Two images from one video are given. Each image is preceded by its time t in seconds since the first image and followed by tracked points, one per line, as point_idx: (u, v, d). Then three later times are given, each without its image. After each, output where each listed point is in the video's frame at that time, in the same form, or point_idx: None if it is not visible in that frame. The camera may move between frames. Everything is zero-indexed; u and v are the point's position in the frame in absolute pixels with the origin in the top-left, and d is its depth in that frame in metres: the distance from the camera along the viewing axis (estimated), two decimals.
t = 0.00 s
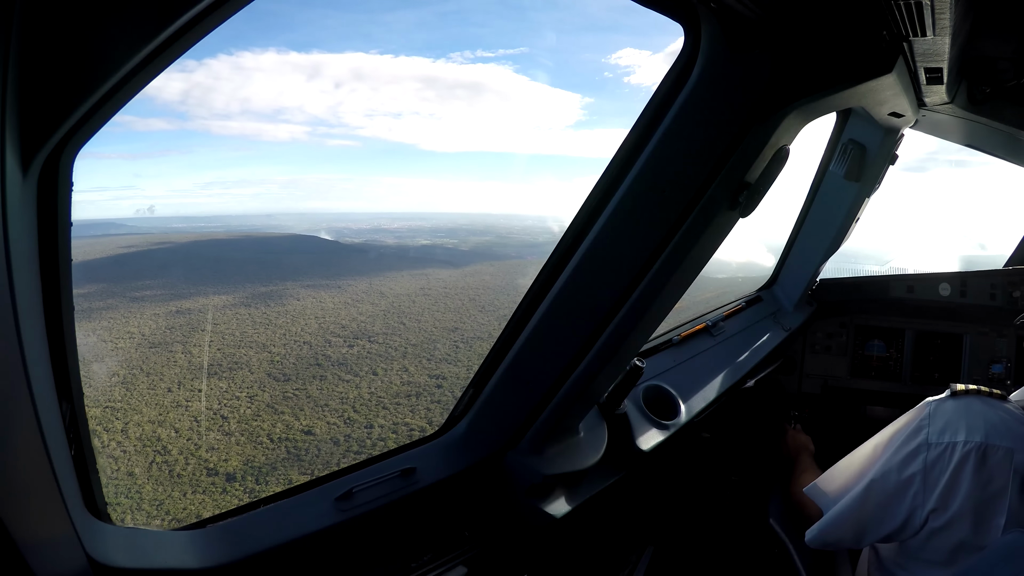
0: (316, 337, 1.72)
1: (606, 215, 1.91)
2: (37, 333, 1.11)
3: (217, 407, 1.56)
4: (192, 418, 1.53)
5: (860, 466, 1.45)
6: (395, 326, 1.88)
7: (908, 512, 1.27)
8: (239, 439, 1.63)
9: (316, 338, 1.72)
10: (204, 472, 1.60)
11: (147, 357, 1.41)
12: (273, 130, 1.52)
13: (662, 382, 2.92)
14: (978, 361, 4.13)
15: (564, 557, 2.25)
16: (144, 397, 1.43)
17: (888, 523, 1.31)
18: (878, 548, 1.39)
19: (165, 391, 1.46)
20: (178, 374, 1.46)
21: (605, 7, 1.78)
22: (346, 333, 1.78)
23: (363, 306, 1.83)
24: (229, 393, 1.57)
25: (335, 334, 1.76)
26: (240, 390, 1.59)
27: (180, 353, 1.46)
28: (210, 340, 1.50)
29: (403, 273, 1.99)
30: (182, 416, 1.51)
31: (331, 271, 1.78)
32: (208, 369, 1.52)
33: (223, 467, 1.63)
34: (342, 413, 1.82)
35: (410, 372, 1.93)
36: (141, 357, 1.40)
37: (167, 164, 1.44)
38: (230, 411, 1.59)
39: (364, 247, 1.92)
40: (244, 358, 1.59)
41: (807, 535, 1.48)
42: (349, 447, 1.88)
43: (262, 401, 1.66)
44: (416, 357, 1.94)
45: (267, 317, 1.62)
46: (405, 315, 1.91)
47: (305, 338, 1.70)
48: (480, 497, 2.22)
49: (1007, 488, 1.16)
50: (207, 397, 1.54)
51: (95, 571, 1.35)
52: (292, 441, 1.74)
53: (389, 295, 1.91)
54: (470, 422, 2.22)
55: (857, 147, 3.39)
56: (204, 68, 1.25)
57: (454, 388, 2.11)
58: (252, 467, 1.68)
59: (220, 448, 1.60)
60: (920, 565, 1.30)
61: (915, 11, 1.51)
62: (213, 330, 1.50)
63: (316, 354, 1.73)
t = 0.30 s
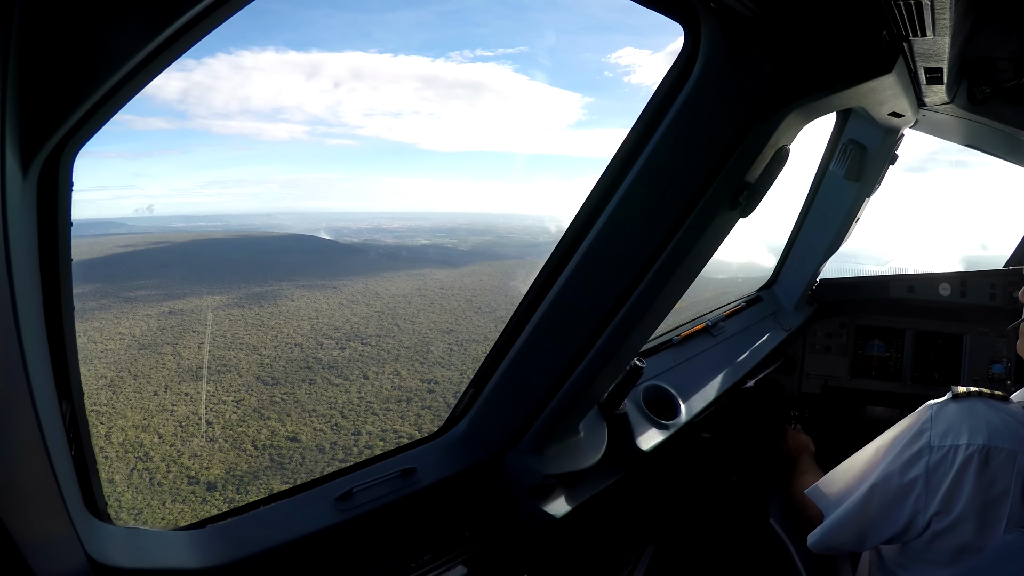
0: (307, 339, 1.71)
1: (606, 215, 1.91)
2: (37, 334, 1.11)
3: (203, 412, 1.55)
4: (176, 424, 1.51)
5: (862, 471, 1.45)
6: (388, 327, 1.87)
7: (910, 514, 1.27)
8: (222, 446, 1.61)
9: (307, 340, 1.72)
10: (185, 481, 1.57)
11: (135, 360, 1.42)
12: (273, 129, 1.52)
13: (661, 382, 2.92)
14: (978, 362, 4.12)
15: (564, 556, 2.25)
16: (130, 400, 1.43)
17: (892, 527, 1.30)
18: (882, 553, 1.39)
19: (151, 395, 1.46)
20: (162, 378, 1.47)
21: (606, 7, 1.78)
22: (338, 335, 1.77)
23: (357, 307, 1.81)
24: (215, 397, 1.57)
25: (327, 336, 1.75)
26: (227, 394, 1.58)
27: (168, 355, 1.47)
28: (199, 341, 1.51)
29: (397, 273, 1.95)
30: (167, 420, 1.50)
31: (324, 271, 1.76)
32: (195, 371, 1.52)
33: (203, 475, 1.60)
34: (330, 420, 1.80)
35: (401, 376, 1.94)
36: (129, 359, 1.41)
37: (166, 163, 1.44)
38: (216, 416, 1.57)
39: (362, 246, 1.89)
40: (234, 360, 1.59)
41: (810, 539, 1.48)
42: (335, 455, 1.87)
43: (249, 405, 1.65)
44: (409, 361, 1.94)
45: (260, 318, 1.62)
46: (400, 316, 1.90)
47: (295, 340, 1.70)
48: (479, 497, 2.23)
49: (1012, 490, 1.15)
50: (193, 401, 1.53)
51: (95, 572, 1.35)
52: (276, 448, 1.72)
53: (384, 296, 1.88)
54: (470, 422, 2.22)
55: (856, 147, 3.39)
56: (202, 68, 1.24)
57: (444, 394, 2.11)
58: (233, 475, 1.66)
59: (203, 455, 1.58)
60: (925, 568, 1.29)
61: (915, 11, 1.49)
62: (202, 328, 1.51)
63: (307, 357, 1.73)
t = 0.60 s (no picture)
0: (298, 341, 1.68)
1: (607, 214, 1.91)
2: (37, 334, 1.11)
3: (189, 417, 1.53)
4: (161, 430, 1.48)
5: (857, 472, 1.45)
6: (383, 329, 1.86)
7: (908, 515, 1.27)
8: (206, 454, 1.58)
9: (299, 343, 1.69)
10: (165, 490, 1.54)
11: (125, 363, 1.39)
12: (273, 129, 1.52)
13: (661, 382, 2.92)
14: (978, 361, 4.13)
15: (564, 556, 2.25)
16: (117, 405, 1.40)
17: (888, 528, 1.30)
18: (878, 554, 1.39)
19: (138, 399, 1.43)
20: (150, 382, 1.44)
21: (607, 7, 1.78)
22: (331, 339, 1.74)
23: (353, 308, 1.81)
24: (203, 402, 1.55)
25: (319, 339, 1.72)
26: (214, 399, 1.57)
27: (158, 358, 1.44)
28: (189, 344, 1.48)
29: (394, 273, 1.95)
30: (152, 427, 1.47)
31: (320, 271, 1.76)
32: (183, 375, 1.49)
33: (185, 485, 1.57)
34: (316, 426, 1.79)
35: (394, 380, 1.92)
36: (118, 362, 1.39)
37: (166, 164, 1.45)
38: (202, 422, 1.56)
39: (361, 246, 1.91)
40: (224, 363, 1.57)
41: (806, 540, 1.48)
42: (320, 463, 1.84)
43: (236, 411, 1.62)
44: (402, 366, 1.93)
45: (253, 320, 1.60)
46: (396, 318, 1.89)
47: (288, 342, 1.66)
48: (479, 497, 2.23)
49: (1009, 490, 1.15)
50: (180, 406, 1.50)
51: (95, 571, 1.35)
52: (263, 456, 1.71)
53: (381, 297, 1.88)
54: (470, 421, 2.22)
55: (857, 147, 3.38)
56: (202, 67, 1.25)
57: (437, 399, 2.10)
58: (215, 485, 1.63)
59: (186, 464, 1.55)
60: (921, 569, 1.29)
61: (915, 11, 1.49)
62: (196, 329, 1.49)
63: (298, 361, 1.69)
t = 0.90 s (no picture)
0: (291, 345, 1.68)
1: (607, 214, 1.91)
2: (37, 334, 1.11)
3: (175, 425, 1.50)
4: (146, 438, 1.46)
5: (856, 473, 1.45)
6: (377, 331, 1.85)
7: (905, 516, 1.27)
8: (189, 463, 1.55)
9: (292, 346, 1.69)
10: (147, 501, 1.52)
11: (115, 367, 1.38)
12: (273, 130, 1.52)
13: (661, 382, 2.92)
14: (978, 361, 4.13)
15: (564, 557, 2.26)
16: (104, 411, 1.39)
17: (887, 529, 1.31)
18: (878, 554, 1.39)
19: (125, 405, 1.42)
20: (139, 387, 1.42)
21: (607, 7, 1.78)
22: (323, 343, 1.74)
23: (348, 310, 1.80)
24: (190, 408, 1.51)
25: (313, 343, 1.72)
26: (201, 406, 1.54)
27: (148, 361, 1.43)
28: (180, 348, 1.47)
29: (393, 274, 1.95)
30: (137, 434, 1.45)
31: (318, 273, 1.76)
32: (172, 381, 1.47)
33: (167, 495, 1.55)
34: (304, 434, 1.77)
35: (386, 385, 1.89)
36: (108, 366, 1.37)
37: (167, 165, 1.45)
38: (187, 430, 1.52)
39: (360, 246, 1.93)
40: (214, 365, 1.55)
41: (805, 540, 1.49)
42: (305, 474, 1.83)
43: (223, 417, 1.59)
44: (397, 370, 1.91)
45: (246, 323, 1.59)
46: (390, 320, 1.88)
47: (280, 346, 1.67)
48: (479, 497, 2.23)
49: (1007, 491, 1.14)
50: (167, 413, 1.48)
51: (95, 571, 1.35)
52: (246, 466, 1.68)
53: (376, 299, 1.87)
54: (470, 422, 2.23)
55: (857, 147, 3.38)
56: (202, 69, 1.25)
57: (429, 406, 2.07)
58: (197, 496, 1.60)
59: (169, 473, 1.53)
60: (920, 569, 1.30)
61: (916, 12, 1.49)
62: (189, 332, 1.48)
63: (290, 365, 1.69)
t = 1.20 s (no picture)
0: (283, 349, 1.67)
1: (606, 215, 1.91)
2: (37, 335, 1.11)
3: (162, 431, 1.49)
4: (131, 446, 1.45)
5: (857, 472, 1.45)
6: (370, 333, 1.84)
7: (906, 516, 1.27)
8: (173, 473, 1.54)
9: (284, 350, 1.68)
10: (129, 512, 1.49)
11: (104, 371, 1.36)
12: (273, 131, 1.52)
13: (661, 382, 2.92)
14: (978, 361, 4.13)
15: (564, 557, 2.26)
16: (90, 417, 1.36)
17: (888, 529, 1.31)
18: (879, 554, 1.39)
19: (112, 412, 1.40)
20: (128, 393, 1.40)
21: (608, 7, 1.78)
22: (315, 347, 1.73)
23: (344, 313, 1.79)
24: (177, 415, 1.50)
25: (305, 346, 1.72)
26: (188, 413, 1.52)
27: (138, 366, 1.41)
28: (172, 352, 1.46)
29: (391, 276, 1.95)
30: (122, 442, 1.43)
31: (314, 276, 1.75)
32: (161, 386, 1.45)
33: (148, 506, 1.53)
34: (292, 442, 1.75)
35: (379, 392, 1.89)
36: (98, 372, 1.35)
37: (167, 167, 1.46)
38: (173, 437, 1.51)
39: (363, 249, 1.90)
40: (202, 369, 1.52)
41: (806, 540, 1.49)
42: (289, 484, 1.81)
43: (210, 424, 1.59)
44: (389, 375, 1.91)
45: (241, 326, 1.57)
46: (386, 324, 1.87)
47: (272, 350, 1.65)
48: (479, 497, 2.23)
49: (1008, 492, 1.14)
50: (154, 420, 1.47)
51: (95, 571, 1.35)
52: (229, 475, 1.67)
53: (374, 301, 1.86)
54: (470, 422, 2.23)
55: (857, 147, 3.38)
56: (200, 71, 1.25)
57: (421, 413, 2.08)
58: (179, 507, 1.60)
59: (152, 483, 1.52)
60: (920, 569, 1.30)
61: (916, 12, 1.47)
62: (182, 335, 1.47)
63: (281, 370, 1.68)
